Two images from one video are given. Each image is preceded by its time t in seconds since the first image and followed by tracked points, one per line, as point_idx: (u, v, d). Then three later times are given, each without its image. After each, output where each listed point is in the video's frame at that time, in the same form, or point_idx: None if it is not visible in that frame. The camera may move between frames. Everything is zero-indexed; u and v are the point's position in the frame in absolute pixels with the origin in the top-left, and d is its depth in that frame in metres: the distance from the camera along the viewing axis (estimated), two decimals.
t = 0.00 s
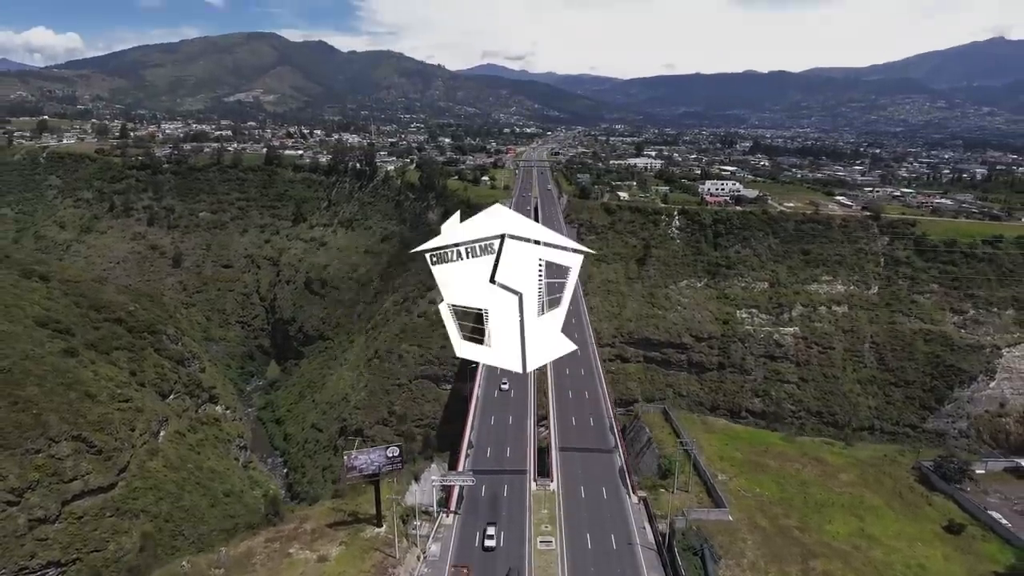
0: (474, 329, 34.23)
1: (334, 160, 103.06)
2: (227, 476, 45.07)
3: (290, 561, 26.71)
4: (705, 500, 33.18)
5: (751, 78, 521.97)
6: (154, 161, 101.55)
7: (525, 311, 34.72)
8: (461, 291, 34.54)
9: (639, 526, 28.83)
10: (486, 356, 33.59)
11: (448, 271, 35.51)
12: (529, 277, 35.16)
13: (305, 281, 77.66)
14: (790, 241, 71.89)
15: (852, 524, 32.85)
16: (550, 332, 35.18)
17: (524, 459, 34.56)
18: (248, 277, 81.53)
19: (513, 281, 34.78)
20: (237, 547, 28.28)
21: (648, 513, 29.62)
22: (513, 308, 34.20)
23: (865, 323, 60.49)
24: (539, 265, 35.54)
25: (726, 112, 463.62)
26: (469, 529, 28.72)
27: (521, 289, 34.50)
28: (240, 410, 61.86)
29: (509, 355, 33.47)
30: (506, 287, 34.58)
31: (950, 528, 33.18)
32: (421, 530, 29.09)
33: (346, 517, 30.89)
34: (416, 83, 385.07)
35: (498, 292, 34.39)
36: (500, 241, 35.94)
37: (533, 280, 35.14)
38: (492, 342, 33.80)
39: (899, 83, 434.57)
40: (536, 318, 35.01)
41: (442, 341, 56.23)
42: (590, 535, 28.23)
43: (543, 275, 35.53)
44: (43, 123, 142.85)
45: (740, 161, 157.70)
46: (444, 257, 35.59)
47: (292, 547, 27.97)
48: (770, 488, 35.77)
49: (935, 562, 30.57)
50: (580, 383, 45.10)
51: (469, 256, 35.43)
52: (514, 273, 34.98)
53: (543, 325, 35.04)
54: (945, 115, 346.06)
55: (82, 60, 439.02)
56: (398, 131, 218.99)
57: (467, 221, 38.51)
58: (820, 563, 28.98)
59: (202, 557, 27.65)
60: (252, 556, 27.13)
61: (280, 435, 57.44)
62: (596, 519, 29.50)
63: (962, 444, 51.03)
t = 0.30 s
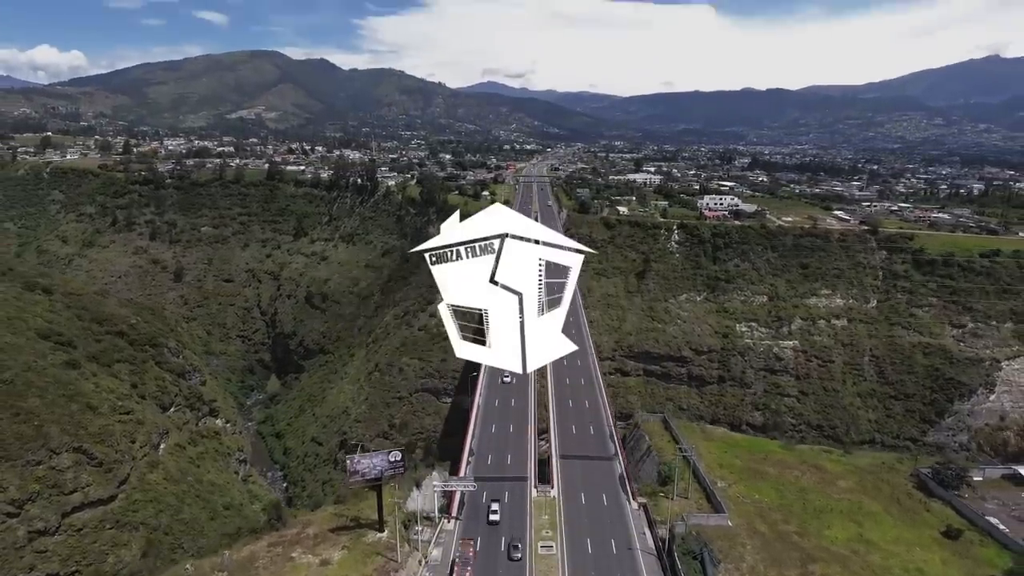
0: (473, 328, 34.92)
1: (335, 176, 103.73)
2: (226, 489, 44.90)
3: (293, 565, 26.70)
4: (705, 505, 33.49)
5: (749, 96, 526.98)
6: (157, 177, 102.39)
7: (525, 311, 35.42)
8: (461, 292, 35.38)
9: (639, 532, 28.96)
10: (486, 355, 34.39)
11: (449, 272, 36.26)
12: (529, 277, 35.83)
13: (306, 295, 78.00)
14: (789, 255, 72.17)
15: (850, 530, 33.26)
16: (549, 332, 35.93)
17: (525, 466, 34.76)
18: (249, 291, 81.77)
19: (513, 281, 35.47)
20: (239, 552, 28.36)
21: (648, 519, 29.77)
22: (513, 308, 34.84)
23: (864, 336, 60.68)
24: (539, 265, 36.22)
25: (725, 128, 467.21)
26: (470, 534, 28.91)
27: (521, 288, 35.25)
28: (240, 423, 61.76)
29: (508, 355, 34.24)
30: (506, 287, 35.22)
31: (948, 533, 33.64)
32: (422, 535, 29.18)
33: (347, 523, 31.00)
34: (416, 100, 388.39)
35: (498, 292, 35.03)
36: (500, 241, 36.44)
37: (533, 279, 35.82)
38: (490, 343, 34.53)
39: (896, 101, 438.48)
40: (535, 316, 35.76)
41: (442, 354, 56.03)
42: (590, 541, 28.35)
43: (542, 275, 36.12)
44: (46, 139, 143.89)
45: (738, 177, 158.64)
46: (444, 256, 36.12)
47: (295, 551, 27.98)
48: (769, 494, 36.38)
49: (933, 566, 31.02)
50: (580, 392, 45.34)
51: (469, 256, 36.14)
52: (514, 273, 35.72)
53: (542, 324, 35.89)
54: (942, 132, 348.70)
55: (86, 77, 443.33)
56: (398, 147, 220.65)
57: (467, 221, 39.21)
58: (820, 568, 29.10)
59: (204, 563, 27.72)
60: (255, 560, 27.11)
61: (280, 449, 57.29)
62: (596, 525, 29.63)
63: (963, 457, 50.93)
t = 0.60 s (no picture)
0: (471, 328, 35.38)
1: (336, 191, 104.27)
2: (226, 501, 44.74)
3: (294, 568, 27.05)
4: (703, 510, 33.60)
5: (747, 112, 531.61)
6: (159, 191, 103.18)
7: (525, 312, 35.69)
8: (460, 292, 35.86)
9: (639, 537, 28.93)
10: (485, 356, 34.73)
11: (448, 273, 36.88)
12: (529, 276, 36.25)
13: (307, 308, 78.30)
14: (788, 268, 72.40)
15: (849, 535, 33.46)
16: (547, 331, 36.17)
17: (525, 473, 34.85)
18: (249, 304, 81.86)
19: (513, 281, 35.93)
20: (242, 555, 28.70)
21: (648, 525, 29.74)
22: (512, 308, 35.22)
23: (864, 349, 60.73)
24: (539, 265, 36.72)
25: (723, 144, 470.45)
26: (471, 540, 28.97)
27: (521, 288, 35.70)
28: (240, 436, 61.65)
29: (507, 355, 34.49)
30: (506, 288, 35.63)
31: (946, 538, 33.99)
32: (424, 539, 29.27)
33: (348, 527, 31.31)
34: (417, 115, 391.41)
35: (499, 292, 35.42)
36: (500, 241, 37.04)
37: (533, 279, 36.21)
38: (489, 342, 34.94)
39: (893, 117, 442.00)
40: (535, 316, 35.94)
41: (443, 366, 55.91)
42: (590, 547, 28.34)
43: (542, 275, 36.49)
44: (49, 153, 145.00)
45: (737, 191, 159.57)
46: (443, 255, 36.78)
47: (297, 555, 28.33)
48: (768, 500, 36.45)
49: (931, 570, 31.30)
50: (580, 401, 45.43)
51: (470, 256, 36.84)
52: (514, 273, 36.23)
53: (542, 325, 36.08)
54: (939, 147, 351.02)
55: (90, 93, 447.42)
56: (399, 162, 222.07)
57: (467, 222, 39.88)
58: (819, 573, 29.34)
59: (206, 567, 27.96)
60: (258, 564, 27.44)
61: (279, 462, 57.11)
62: (596, 531, 29.62)
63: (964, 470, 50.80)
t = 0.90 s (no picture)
0: (471, 330, 35.87)
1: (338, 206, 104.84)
2: (225, 515, 44.63)
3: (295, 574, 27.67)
4: (703, 517, 33.64)
5: (746, 129, 536.00)
6: (162, 207, 103.94)
7: (525, 313, 36.26)
8: (461, 292, 36.14)
9: (639, 543, 29.04)
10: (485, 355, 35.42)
11: (448, 272, 36.98)
12: (529, 277, 36.64)
13: (307, 322, 78.54)
14: (787, 282, 72.68)
15: (847, 541, 33.54)
16: (547, 332, 36.82)
17: (526, 481, 34.97)
18: (250, 319, 81.88)
19: (514, 282, 36.28)
20: (245, 561, 29.12)
21: (648, 531, 29.88)
22: (512, 307, 35.77)
23: (863, 362, 60.83)
24: (539, 265, 37.04)
25: (722, 161, 473.74)
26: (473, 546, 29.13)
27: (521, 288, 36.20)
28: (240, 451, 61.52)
29: (508, 355, 35.24)
30: (507, 288, 36.02)
31: (944, 544, 33.89)
32: (425, 546, 29.58)
33: (349, 534, 31.75)
34: (418, 132, 394.52)
35: (499, 292, 35.84)
36: (500, 241, 36.92)
37: (533, 279, 36.61)
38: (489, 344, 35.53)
39: (890, 133, 445.72)
40: (535, 316, 36.58)
41: (443, 380, 55.87)
42: (590, 553, 28.43)
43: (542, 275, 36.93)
44: (52, 169, 146.15)
45: (736, 207, 160.41)
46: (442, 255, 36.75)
47: (299, 561, 28.89)
48: (766, 507, 36.41)
49: None
50: (579, 411, 45.50)
51: (470, 256, 36.85)
52: (515, 274, 36.51)
53: (541, 325, 36.78)
54: (936, 164, 353.60)
55: (93, 111, 450.99)
56: (399, 178, 223.39)
57: (466, 221, 39.80)
58: None
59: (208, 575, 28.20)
60: (259, 570, 27.97)
61: (279, 476, 56.89)
62: (596, 538, 29.71)
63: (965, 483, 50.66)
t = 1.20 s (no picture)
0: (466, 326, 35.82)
1: (339, 221, 105.45)
2: (224, 529, 44.44)
3: None
4: (702, 524, 33.62)
5: (745, 147, 539.94)
6: (164, 222, 104.63)
7: (525, 313, 36.59)
8: (461, 292, 36.78)
9: (639, 551, 29.23)
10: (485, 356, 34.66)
11: (448, 272, 38.30)
12: (529, 277, 37.75)
13: (308, 336, 78.71)
14: (786, 297, 72.97)
15: (846, 548, 33.46)
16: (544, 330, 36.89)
17: (526, 490, 35.11)
18: (251, 334, 81.84)
19: (514, 282, 37.40)
20: (246, 569, 29.14)
21: (647, 539, 30.07)
22: (512, 307, 36.23)
23: (863, 376, 60.87)
24: (539, 265, 38.46)
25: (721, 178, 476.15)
26: (474, 552, 29.25)
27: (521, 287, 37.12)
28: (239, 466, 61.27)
29: (507, 355, 34.59)
30: (507, 288, 36.77)
31: (942, 550, 33.83)
32: (426, 552, 29.59)
33: (350, 541, 31.81)
34: (418, 149, 397.16)
35: (499, 292, 36.48)
36: (500, 241, 39.04)
37: (533, 278, 37.70)
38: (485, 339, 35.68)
39: (888, 151, 448.85)
40: (535, 316, 36.77)
41: (443, 394, 55.84)
42: (590, 560, 28.62)
43: (541, 275, 38.07)
44: (55, 186, 147.06)
45: (735, 223, 161.11)
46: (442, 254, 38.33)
47: (300, 568, 28.95)
48: (765, 515, 36.36)
49: None
50: (579, 422, 45.60)
51: (471, 256, 38.58)
52: (515, 273, 37.76)
53: (542, 325, 36.84)
54: (934, 180, 355.37)
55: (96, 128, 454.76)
56: (400, 194, 224.49)
57: (467, 223, 41.96)
58: None
59: None
60: None
61: (278, 490, 56.53)
62: (596, 545, 29.87)
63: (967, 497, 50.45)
